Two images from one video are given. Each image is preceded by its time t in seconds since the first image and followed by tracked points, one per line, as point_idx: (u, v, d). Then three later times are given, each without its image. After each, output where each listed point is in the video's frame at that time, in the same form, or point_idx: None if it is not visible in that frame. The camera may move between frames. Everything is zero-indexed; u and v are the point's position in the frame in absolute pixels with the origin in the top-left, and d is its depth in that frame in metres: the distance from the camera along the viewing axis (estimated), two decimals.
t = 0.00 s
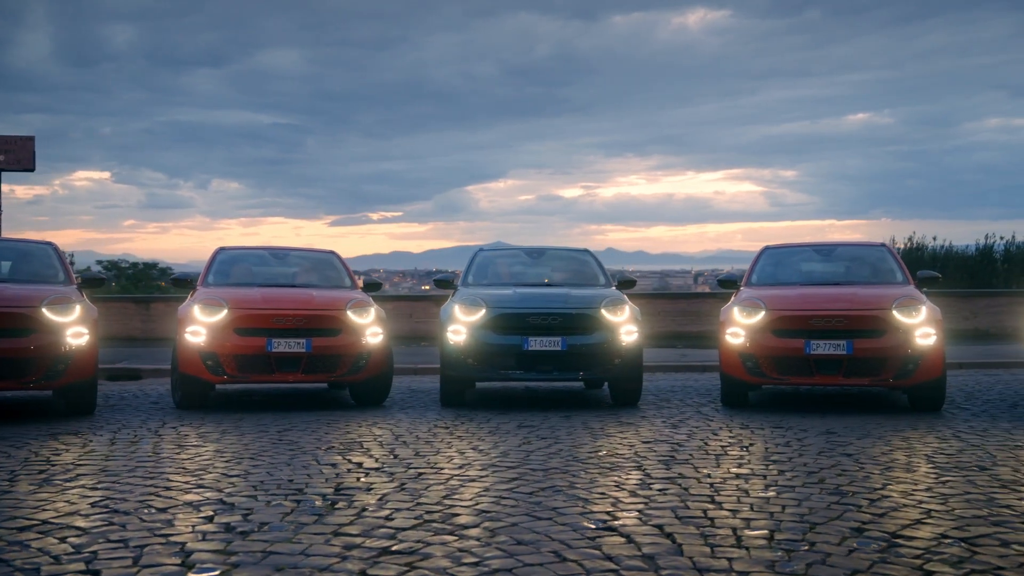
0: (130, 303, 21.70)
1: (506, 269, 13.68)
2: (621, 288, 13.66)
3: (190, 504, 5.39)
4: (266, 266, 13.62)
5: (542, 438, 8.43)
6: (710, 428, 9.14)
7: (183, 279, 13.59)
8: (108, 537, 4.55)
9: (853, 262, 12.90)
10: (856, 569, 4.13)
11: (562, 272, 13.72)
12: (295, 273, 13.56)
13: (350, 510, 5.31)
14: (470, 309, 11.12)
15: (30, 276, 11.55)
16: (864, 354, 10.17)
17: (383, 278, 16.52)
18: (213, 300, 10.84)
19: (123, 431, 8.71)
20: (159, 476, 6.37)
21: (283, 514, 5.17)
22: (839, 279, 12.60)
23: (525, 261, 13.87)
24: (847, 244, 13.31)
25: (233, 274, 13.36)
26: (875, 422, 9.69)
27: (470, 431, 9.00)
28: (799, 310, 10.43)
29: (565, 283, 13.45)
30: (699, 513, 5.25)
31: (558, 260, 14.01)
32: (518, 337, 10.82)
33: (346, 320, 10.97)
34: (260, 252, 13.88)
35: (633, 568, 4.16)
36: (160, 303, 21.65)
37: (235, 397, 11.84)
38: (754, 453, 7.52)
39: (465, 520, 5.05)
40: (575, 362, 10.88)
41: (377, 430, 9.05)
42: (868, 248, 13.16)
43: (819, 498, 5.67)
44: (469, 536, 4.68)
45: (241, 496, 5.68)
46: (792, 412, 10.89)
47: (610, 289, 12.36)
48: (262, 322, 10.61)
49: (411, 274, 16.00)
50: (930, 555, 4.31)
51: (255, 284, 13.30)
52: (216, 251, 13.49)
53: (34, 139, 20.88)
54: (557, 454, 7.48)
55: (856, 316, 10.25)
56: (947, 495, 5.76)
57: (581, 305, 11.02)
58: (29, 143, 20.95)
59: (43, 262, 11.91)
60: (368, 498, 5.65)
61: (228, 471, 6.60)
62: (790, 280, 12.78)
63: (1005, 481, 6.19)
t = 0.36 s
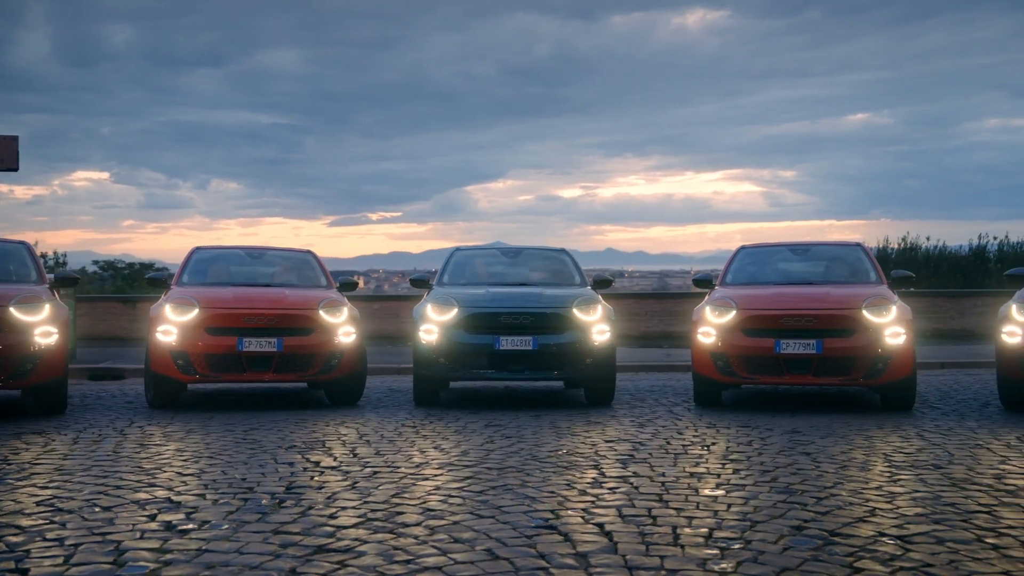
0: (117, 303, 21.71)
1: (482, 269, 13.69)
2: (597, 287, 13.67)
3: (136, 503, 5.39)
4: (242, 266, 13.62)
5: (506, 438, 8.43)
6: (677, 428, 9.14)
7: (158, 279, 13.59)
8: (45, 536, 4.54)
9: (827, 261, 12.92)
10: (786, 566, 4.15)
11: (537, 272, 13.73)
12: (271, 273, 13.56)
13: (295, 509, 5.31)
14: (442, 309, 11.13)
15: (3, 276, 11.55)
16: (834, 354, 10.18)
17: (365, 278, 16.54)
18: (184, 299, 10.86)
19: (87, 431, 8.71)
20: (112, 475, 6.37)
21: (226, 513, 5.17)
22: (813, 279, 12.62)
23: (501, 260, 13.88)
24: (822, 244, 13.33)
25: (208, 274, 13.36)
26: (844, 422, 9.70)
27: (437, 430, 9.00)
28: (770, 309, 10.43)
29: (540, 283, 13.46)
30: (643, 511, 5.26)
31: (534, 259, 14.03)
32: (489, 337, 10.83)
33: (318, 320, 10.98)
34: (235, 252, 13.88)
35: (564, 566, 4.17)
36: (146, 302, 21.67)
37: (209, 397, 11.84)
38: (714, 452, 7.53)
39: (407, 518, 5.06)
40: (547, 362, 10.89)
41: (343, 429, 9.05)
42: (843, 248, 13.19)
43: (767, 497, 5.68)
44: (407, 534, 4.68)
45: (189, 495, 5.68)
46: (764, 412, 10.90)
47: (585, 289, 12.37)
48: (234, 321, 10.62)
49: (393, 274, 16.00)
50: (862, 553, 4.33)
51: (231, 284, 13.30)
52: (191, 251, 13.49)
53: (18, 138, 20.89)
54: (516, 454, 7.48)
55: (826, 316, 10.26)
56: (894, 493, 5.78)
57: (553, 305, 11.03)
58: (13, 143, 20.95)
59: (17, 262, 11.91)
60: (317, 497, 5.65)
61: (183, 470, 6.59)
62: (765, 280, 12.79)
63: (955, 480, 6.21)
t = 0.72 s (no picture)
0: (103, 304, 21.70)
1: (456, 270, 13.70)
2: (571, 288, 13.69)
3: (76, 505, 5.37)
4: (215, 267, 13.59)
5: (469, 440, 8.41)
6: (643, 430, 9.12)
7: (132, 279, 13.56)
8: None
9: (800, 262, 12.93)
10: (713, 569, 4.14)
11: (511, 272, 13.76)
12: (246, 274, 13.54)
13: (237, 511, 5.30)
14: (413, 310, 11.13)
15: None
16: (802, 355, 10.15)
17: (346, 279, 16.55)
18: (154, 300, 10.85)
19: (49, 432, 8.68)
20: (61, 476, 6.34)
21: (166, 515, 5.15)
22: (785, 280, 12.63)
23: (476, 261, 13.88)
24: (796, 244, 13.33)
25: (182, 275, 13.34)
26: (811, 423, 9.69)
27: (401, 432, 8.98)
28: (739, 311, 10.41)
29: (514, 284, 13.47)
30: (584, 513, 5.25)
31: (509, 260, 14.03)
32: (459, 337, 10.82)
33: (288, 321, 10.97)
34: (209, 253, 13.86)
35: (491, 568, 4.16)
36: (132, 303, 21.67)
37: (181, 398, 11.81)
38: (671, 453, 7.53)
39: (346, 521, 5.04)
40: (517, 363, 10.88)
41: (308, 430, 9.02)
42: (816, 249, 13.20)
43: (712, 498, 5.66)
44: (342, 536, 4.67)
45: (132, 496, 5.66)
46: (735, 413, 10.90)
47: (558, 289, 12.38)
48: (202, 322, 10.60)
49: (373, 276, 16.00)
50: (791, 556, 4.34)
51: (204, 284, 13.27)
52: (165, 251, 13.47)
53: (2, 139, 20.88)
54: (474, 455, 7.48)
55: (794, 317, 10.23)
56: (842, 495, 5.78)
57: (523, 306, 11.02)
58: None
59: None
60: (261, 498, 5.64)
61: (134, 472, 6.57)
62: (737, 281, 12.79)
63: (905, 482, 6.22)
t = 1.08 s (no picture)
0: (88, 304, 21.65)
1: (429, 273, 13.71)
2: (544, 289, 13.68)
3: (13, 511, 5.31)
4: (188, 268, 13.54)
5: (430, 444, 8.37)
6: (608, 433, 9.08)
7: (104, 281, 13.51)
8: None
9: (773, 264, 12.90)
10: None
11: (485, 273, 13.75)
12: (219, 275, 13.49)
13: (175, 516, 5.25)
14: (382, 313, 11.09)
15: None
16: (770, 358, 10.11)
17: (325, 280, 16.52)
18: (121, 303, 10.82)
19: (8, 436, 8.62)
20: (6, 481, 6.28)
21: (102, 522, 5.11)
22: (757, 282, 12.60)
23: (450, 263, 13.87)
24: (770, 246, 13.30)
25: (154, 276, 13.29)
26: (779, 427, 9.65)
27: (364, 435, 8.93)
28: (708, 313, 10.37)
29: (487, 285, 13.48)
30: (524, 519, 5.21)
31: (483, 261, 14.01)
32: (428, 340, 10.78)
33: (257, 323, 10.91)
34: (182, 254, 13.81)
35: None
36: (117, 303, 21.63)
37: (150, 400, 11.76)
38: (629, 456, 7.50)
39: (283, 527, 5.00)
40: (486, 365, 10.84)
41: (270, 433, 8.97)
42: (790, 251, 13.17)
43: (657, 504, 5.62)
44: (274, 543, 4.62)
45: (73, 502, 5.60)
46: (705, 416, 10.86)
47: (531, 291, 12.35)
48: (170, 324, 10.54)
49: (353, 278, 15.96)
50: (722, 564, 4.31)
51: (177, 285, 13.22)
52: (137, 253, 13.43)
53: None
54: (430, 459, 7.43)
55: (763, 320, 10.19)
56: (788, 500, 5.75)
57: (493, 308, 10.98)
58: None
59: None
60: (203, 504, 5.59)
61: (81, 477, 6.51)
62: (710, 284, 12.77)
63: (855, 486, 6.20)
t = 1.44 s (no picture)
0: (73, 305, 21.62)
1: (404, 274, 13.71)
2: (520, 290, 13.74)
3: None
4: (161, 269, 13.50)
5: (393, 446, 8.34)
6: (575, 435, 9.05)
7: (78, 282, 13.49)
8: None
9: (747, 265, 12.90)
10: None
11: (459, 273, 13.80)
12: (193, 276, 13.46)
13: (115, 520, 5.20)
14: (353, 314, 11.07)
15: None
16: (739, 360, 10.07)
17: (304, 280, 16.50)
18: (90, 304, 10.81)
19: None
20: None
21: (39, 527, 5.06)
22: (731, 284, 12.59)
23: (424, 264, 13.93)
24: (745, 247, 13.30)
25: (127, 277, 13.27)
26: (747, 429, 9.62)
27: (330, 437, 8.90)
28: (678, 315, 10.34)
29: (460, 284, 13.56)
30: (466, 523, 5.18)
31: (458, 262, 14.06)
32: (398, 341, 10.75)
33: (227, 325, 10.88)
34: (155, 255, 13.78)
35: None
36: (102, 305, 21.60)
37: (122, 402, 11.72)
38: (587, 459, 7.47)
39: (221, 531, 4.96)
40: (457, 367, 10.82)
41: (235, 434, 8.93)
42: (764, 251, 13.17)
43: (603, 507, 5.59)
44: (209, 547, 4.58)
45: (15, 506, 5.56)
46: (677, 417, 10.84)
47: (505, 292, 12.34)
48: (139, 325, 10.54)
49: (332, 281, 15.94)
50: (654, 570, 4.29)
51: (150, 286, 13.19)
52: (110, 254, 13.40)
53: None
54: (388, 462, 7.41)
55: (732, 321, 10.16)
56: (736, 504, 5.73)
57: (463, 310, 10.96)
58: None
59: None
60: (147, 507, 5.55)
61: (32, 480, 6.47)
62: (684, 285, 12.76)
63: (807, 489, 6.19)
